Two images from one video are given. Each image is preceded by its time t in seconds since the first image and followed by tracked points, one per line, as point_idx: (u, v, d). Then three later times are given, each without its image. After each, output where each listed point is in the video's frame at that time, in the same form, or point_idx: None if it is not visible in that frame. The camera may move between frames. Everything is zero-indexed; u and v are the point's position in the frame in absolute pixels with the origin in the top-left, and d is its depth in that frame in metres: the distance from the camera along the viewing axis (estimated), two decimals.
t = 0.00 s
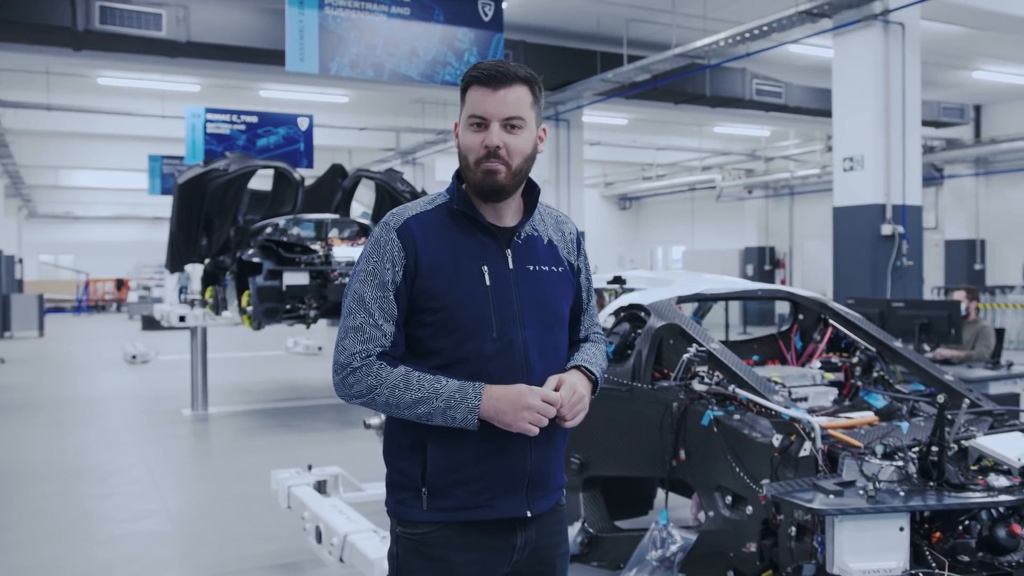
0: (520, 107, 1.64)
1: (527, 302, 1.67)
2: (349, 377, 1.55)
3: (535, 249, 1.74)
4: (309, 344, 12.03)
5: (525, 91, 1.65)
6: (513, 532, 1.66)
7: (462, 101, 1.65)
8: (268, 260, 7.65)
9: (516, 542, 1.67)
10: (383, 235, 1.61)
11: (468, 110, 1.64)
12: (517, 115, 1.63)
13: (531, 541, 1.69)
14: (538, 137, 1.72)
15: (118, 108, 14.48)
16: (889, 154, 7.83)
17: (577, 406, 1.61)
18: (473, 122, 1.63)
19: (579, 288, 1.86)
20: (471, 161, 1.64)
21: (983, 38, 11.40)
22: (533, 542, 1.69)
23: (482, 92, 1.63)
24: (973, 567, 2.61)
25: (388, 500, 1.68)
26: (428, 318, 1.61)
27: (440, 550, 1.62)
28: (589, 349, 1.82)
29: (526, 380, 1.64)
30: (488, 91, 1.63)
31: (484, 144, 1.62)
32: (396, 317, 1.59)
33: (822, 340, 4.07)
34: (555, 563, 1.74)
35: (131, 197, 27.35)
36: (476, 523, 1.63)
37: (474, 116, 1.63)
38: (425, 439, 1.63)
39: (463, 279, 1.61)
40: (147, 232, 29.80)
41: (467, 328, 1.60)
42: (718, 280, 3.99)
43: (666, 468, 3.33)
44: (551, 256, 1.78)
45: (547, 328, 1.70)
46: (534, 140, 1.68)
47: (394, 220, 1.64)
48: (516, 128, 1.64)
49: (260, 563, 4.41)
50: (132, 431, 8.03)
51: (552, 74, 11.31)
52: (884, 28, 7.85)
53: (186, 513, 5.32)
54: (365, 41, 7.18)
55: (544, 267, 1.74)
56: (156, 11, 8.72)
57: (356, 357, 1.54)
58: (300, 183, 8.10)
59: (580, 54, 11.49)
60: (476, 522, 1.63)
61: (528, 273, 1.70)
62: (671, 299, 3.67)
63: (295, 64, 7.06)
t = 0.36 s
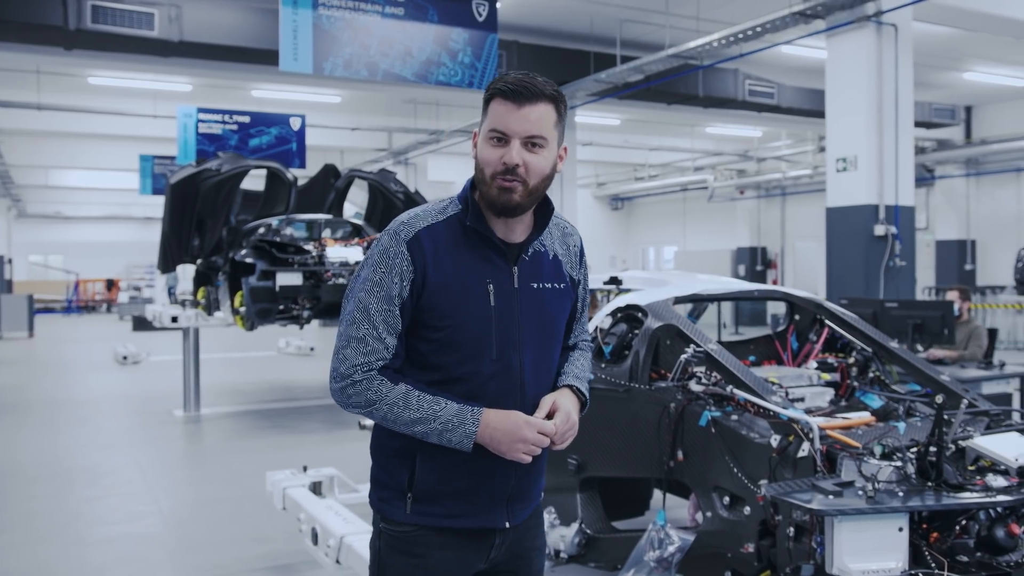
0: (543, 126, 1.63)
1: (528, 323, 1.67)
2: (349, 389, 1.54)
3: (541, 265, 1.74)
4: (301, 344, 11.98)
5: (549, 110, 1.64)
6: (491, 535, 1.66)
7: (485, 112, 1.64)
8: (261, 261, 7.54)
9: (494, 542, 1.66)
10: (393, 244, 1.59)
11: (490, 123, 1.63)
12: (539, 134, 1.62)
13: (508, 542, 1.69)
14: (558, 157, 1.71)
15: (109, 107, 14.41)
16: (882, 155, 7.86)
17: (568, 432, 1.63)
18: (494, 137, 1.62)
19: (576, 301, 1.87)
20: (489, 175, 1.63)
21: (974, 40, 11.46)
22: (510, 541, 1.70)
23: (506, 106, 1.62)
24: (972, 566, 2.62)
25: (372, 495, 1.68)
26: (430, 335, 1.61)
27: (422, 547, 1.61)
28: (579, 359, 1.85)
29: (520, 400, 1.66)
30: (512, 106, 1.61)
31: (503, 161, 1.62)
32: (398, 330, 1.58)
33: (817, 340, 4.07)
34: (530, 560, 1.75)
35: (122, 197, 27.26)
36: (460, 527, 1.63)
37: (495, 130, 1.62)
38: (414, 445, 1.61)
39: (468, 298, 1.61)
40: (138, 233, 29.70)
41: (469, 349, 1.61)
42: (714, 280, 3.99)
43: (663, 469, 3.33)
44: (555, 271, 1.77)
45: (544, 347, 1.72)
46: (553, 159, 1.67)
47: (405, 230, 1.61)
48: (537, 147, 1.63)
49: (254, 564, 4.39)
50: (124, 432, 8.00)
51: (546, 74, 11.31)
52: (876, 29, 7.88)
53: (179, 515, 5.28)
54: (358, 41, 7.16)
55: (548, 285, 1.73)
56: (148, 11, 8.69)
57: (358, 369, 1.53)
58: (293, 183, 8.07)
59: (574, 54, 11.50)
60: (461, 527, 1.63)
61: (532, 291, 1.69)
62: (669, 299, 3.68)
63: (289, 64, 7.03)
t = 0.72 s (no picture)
0: (551, 145, 1.60)
1: (520, 338, 1.68)
2: (337, 396, 1.53)
3: (537, 280, 1.73)
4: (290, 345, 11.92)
5: (556, 130, 1.61)
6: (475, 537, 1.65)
7: (492, 128, 1.61)
8: (250, 262, 7.53)
9: (477, 545, 1.66)
10: (390, 255, 1.56)
11: (496, 140, 1.60)
12: (546, 154, 1.60)
13: (491, 546, 1.69)
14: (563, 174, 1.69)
15: (97, 107, 14.32)
16: (871, 157, 7.91)
17: (553, 448, 1.63)
18: (500, 154, 1.60)
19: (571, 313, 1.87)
20: (493, 192, 1.61)
21: (961, 41, 11.53)
22: (492, 545, 1.69)
23: (513, 123, 1.59)
24: (965, 567, 2.63)
25: (357, 496, 1.67)
26: (421, 346, 1.61)
27: (406, 550, 1.60)
28: (568, 370, 1.87)
29: (508, 413, 1.68)
30: (520, 124, 1.59)
31: (508, 180, 1.59)
32: (391, 340, 1.57)
33: (809, 341, 4.10)
34: (512, 562, 1.75)
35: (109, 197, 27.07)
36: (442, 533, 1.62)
37: (502, 147, 1.59)
38: (400, 449, 1.60)
39: (462, 312, 1.60)
40: (124, 233, 29.49)
41: (458, 363, 1.61)
42: (708, 281, 3.99)
43: (656, 471, 3.34)
44: (551, 285, 1.77)
45: (534, 360, 1.72)
46: (558, 179, 1.65)
47: (403, 240, 1.59)
48: (544, 166, 1.61)
49: (244, 568, 4.36)
50: (111, 435, 7.93)
51: (536, 75, 11.30)
52: (865, 31, 7.92)
53: (168, 517, 5.24)
54: (348, 41, 7.14)
55: (542, 299, 1.73)
56: (136, 10, 8.64)
57: (348, 378, 1.51)
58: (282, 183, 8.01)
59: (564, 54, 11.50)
60: (446, 531, 1.62)
61: (525, 306, 1.69)
62: (661, 300, 3.69)
63: (278, 64, 7.00)
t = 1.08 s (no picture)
0: (508, 119, 1.64)
1: (506, 313, 1.66)
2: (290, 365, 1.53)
3: (516, 259, 1.74)
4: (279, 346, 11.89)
5: (512, 104, 1.65)
6: (486, 537, 1.65)
7: (451, 109, 1.66)
8: (240, 263, 7.52)
9: (490, 547, 1.65)
10: (365, 239, 1.62)
11: (456, 119, 1.64)
12: (503, 126, 1.63)
13: (504, 548, 1.67)
14: (524, 149, 1.72)
15: (84, 107, 14.24)
16: (859, 160, 7.97)
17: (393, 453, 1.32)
18: (461, 131, 1.64)
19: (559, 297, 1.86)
20: (457, 167, 1.64)
21: (947, 44, 11.63)
22: (507, 547, 1.68)
23: (471, 101, 1.63)
24: (957, 566, 2.66)
25: (364, 502, 1.67)
26: (407, 325, 1.60)
27: (413, 554, 1.61)
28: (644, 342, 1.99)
29: (503, 389, 1.63)
30: (478, 100, 1.63)
31: (470, 154, 1.63)
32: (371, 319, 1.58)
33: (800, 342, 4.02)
34: (529, 566, 1.72)
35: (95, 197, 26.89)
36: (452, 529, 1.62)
37: (462, 124, 1.63)
38: (406, 419, 1.60)
39: (442, 287, 1.62)
40: (111, 233, 29.30)
41: (445, 336, 1.60)
42: (696, 282, 4.00)
43: (648, 472, 3.36)
44: (531, 264, 1.77)
45: (526, 338, 1.69)
46: (520, 153, 1.68)
47: (378, 225, 1.65)
48: (503, 139, 1.64)
49: (235, 570, 4.35)
50: (99, 436, 7.89)
51: (526, 76, 11.31)
52: (854, 33, 7.96)
53: (158, 520, 5.22)
54: (339, 42, 7.12)
55: (524, 276, 1.73)
56: (125, 10, 8.59)
57: (299, 343, 1.53)
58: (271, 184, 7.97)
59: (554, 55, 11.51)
60: (452, 527, 1.62)
61: (507, 282, 1.69)
62: (653, 302, 3.74)
63: (268, 64, 6.98)
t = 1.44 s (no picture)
0: (509, 127, 1.66)
1: (510, 316, 1.68)
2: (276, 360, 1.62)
3: (518, 263, 1.75)
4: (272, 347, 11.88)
5: (512, 112, 1.66)
6: (502, 541, 1.65)
7: (451, 118, 1.67)
8: (234, 264, 7.52)
9: (505, 552, 1.66)
10: (364, 246, 1.65)
11: (456, 128, 1.66)
12: (504, 134, 1.65)
13: (522, 551, 1.68)
14: (525, 156, 1.74)
15: (76, 107, 14.18)
16: (851, 161, 8.03)
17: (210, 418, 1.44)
18: (461, 140, 1.65)
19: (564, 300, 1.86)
20: (459, 176, 1.65)
21: (938, 46, 11.71)
22: (525, 551, 1.68)
23: (471, 110, 1.65)
24: (950, 565, 2.69)
25: (379, 510, 1.68)
26: (411, 331, 1.62)
27: (428, 560, 1.62)
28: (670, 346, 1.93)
29: (510, 391, 1.64)
30: (478, 109, 1.65)
31: (471, 163, 1.64)
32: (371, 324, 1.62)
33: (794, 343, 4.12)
34: (546, 571, 1.73)
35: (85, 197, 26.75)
36: (466, 533, 1.63)
37: (462, 133, 1.65)
38: (410, 431, 1.64)
39: (443, 292, 1.63)
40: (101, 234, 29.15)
41: (448, 340, 1.61)
42: (693, 283, 4.02)
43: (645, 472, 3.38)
44: (534, 268, 1.78)
45: (531, 340, 1.70)
46: (520, 160, 1.70)
47: (376, 233, 1.68)
48: (504, 147, 1.66)
49: (230, 570, 4.35)
50: (92, 438, 7.87)
51: (519, 77, 11.33)
52: (846, 35, 8.01)
53: (152, 521, 5.21)
54: (333, 43, 7.12)
55: (527, 279, 1.74)
56: (118, 10, 8.58)
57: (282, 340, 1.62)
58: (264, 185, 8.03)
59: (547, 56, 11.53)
60: (465, 531, 1.63)
61: (510, 286, 1.70)
62: (648, 303, 3.75)
63: (262, 65, 6.98)
